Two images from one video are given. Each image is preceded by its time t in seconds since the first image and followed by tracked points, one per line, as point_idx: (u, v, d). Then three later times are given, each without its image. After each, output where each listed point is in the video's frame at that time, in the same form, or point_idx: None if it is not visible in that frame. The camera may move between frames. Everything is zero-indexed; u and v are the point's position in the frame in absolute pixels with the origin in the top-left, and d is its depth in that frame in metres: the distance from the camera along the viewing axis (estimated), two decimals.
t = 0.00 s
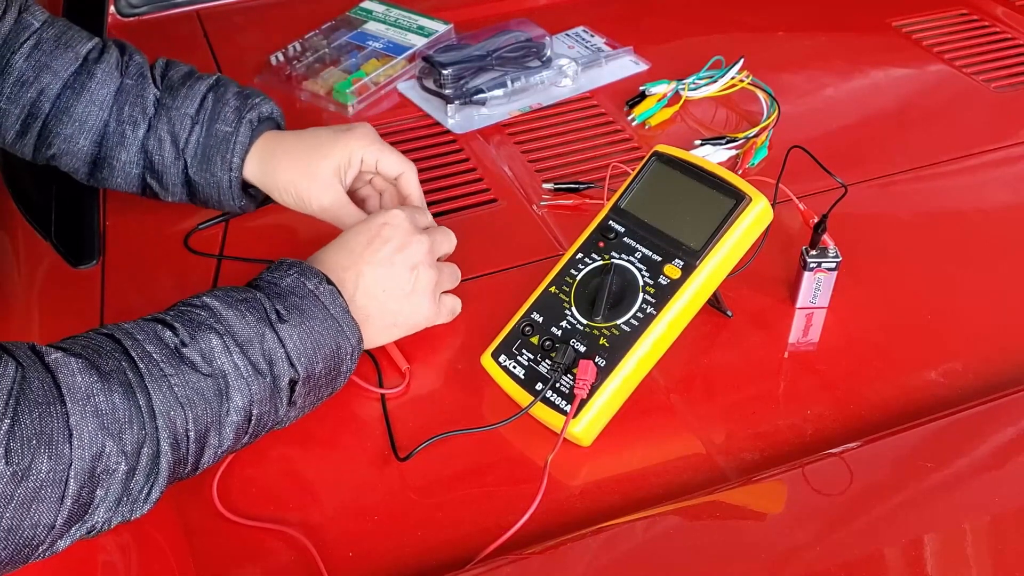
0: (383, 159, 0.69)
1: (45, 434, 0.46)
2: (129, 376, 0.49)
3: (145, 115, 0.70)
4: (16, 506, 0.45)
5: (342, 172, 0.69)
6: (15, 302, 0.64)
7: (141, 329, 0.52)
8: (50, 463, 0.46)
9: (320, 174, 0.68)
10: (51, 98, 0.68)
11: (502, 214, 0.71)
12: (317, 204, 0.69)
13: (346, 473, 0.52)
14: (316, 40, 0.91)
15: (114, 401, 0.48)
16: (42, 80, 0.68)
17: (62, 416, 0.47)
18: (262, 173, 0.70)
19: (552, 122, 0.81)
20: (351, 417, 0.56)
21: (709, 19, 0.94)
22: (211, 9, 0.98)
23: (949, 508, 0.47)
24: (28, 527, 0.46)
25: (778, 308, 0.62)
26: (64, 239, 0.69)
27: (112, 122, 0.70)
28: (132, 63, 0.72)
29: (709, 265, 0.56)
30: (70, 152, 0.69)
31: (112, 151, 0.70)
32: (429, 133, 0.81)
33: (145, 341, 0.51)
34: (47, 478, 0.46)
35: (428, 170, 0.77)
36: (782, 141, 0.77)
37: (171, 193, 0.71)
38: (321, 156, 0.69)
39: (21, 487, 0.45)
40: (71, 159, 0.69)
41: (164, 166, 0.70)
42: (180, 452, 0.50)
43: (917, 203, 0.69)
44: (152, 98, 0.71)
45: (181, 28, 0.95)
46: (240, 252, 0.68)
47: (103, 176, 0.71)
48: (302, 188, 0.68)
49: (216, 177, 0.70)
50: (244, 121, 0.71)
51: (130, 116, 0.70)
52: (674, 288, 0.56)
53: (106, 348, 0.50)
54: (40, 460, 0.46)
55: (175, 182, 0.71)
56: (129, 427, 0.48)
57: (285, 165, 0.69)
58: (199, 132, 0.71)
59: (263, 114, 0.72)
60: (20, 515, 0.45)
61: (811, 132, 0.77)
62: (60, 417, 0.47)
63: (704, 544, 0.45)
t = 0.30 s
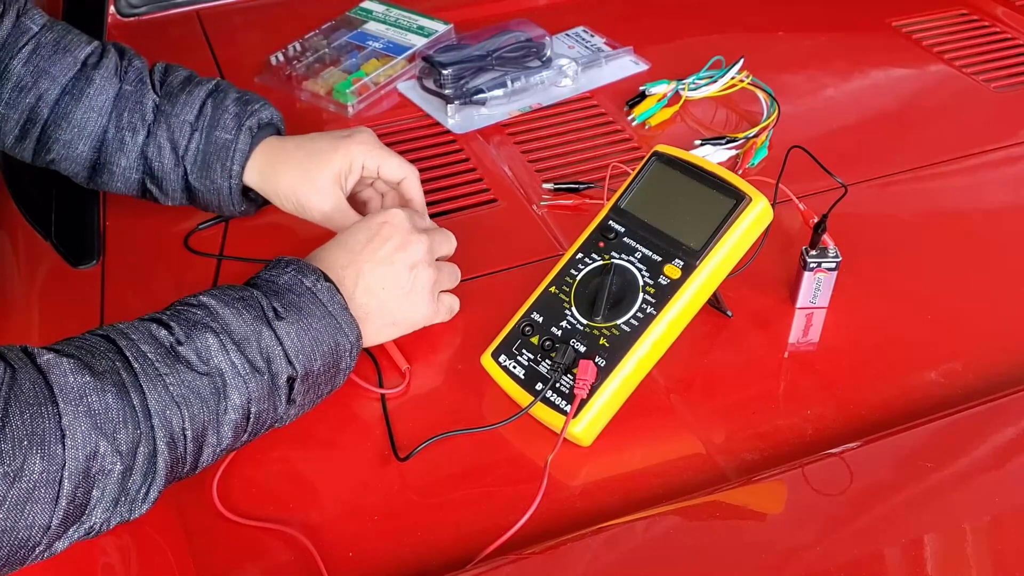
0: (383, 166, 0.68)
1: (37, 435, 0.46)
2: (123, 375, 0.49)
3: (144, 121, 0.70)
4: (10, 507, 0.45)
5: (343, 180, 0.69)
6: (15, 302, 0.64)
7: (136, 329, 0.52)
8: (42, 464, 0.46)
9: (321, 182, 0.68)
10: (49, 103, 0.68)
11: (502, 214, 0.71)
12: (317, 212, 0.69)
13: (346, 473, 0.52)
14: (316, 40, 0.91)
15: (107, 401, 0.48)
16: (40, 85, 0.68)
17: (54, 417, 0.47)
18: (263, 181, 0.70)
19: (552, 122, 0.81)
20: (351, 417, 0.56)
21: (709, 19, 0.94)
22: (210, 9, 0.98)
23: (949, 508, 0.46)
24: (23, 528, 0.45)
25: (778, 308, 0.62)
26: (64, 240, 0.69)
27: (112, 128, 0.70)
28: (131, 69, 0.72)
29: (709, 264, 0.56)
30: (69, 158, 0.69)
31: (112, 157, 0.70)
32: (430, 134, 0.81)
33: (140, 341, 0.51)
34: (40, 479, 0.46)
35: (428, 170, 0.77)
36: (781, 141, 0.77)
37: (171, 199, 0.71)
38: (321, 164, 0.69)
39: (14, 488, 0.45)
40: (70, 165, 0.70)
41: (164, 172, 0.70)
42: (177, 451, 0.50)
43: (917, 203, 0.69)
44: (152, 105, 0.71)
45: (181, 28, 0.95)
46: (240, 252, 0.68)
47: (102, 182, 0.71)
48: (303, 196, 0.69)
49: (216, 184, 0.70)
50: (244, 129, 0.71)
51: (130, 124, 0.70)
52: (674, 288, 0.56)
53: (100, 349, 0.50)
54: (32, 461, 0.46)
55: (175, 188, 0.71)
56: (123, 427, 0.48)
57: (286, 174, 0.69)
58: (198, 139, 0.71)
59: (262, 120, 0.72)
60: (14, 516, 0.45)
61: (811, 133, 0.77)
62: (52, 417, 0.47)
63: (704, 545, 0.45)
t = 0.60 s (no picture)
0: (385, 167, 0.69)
1: (32, 441, 0.46)
2: (120, 380, 0.49)
3: (144, 123, 0.70)
4: (5, 513, 0.45)
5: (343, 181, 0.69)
6: (15, 302, 0.65)
7: (135, 330, 0.52)
8: (38, 470, 0.46)
9: (322, 183, 0.68)
10: (49, 107, 0.68)
11: (502, 214, 0.71)
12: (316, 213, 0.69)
13: (346, 473, 0.52)
14: (316, 40, 0.91)
15: (103, 406, 0.48)
16: (40, 89, 0.68)
17: (50, 422, 0.47)
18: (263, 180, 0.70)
19: (552, 122, 0.81)
20: (351, 417, 0.56)
21: (709, 19, 0.94)
22: (211, 9, 0.98)
23: (949, 508, 0.47)
24: (18, 534, 0.46)
25: (778, 308, 0.62)
26: (64, 239, 0.69)
27: (112, 130, 0.70)
28: (130, 70, 0.72)
29: (709, 265, 0.56)
30: (70, 160, 0.69)
31: (112, 159, 0.70)
32: (430, 134, 0.81)
33: (139, 344, 0.51)
34: (35, 485, 0.46)
35: (429, 170, 0.77)
36: (781, 141, 0.77)
37: (172, 200, 0.71)
38: (322, 165, 0.69)
39: (8, 494, 0.45)
40: (71, 167, 0.70)
41: (164, 173, 0.70)
42: (175, 456, 0.50)
43: (917, 203, 0.69)
44: (151, 106, 0.71)
45: (181, 28, 0.95)
46: (240, 252, 0.68)
47: (103, 184, 0.71)
48: (302, 196, 0.68)
49: (216, 184, 0.70)
50: (243, 129, 0.71)
51: (130, 126, 0.70)
52: (674, 288, 0.56)
53: (98, 352, 0.50)
54: (27, 467, 0.46)
55: (176, 189, 0.71)
56: (120, 432, 0.48)
57: (287, 174, 0.69)
58: (198, 139, 0.71)
59: (262, 120, 0.72)
60: (9, 522, 0.45)
61: (811, 133, 0.77)
62: (48, 423, 0.47)
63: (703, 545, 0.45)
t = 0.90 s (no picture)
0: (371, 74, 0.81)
1: (32, 443, 0.46)
2: (117, 380, 0.49)
3: (133, 23, 0.73)
4: (7, 517, 0.45)
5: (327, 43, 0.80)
6: (15, 301, 0.65)
7: (129, 330, 0.52)
8: (38, 473, 0.46)
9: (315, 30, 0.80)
10: (40, 45, 0.71)
11: (502, 213, 0.71)
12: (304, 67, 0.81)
13: (346, 473, 0.52)
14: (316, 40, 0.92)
15: (101, 407, 0.48)
16: (26, 32, 0.70)
17: (49, 425, 0.47)
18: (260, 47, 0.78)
19: (552, 122, 0.81)
20: (351, 417, 0.56)
21: (710, 19, 0.94)
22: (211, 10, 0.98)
23: (949, 508, 0.47)
24: (20, 537, 0.45)
25: (778, 308, 0.62)
26: (64, 238, 0.69)
27: (104, 44, 0.73)
28: None
29: (709, 265, 0.56)
30: (80, 92, 0.73)
31: (117, 72, 0.74)
32: (430, 134, 0.81)
33: (134, 344, 0.51)
34: (37, 487, 0.45)
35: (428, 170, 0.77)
36: (781, 141, 0.77)
37: (188, 92, 0.78)
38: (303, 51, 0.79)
39: (10, 498, 0.45)
40: (84, 99, 0.74)
41: (170, 62, 0.76)
42: (174, 455, 0.49)
43: (917, 203, 0.69)
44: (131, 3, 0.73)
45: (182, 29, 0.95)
46: (240, 252, 0.68)
47: (117, 102, 0.75)
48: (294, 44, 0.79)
49: (220, 47, 0.76)
50: None
51: (119, 31, 0.73)
52: (674, 288, 0.56)
53: (94, 353, 0.50)
54: (28, 470, 0.45)
55: (186, 77, 0.77)
56: (118, 432, 0.48)
57: (282, 20, 0.78)
58: (186, 14, 0.74)
59: None
60: (12, 525, 0.45)
61: (811, 133, 0.77)
62: (47, 426, 0.46)
63: (703, 544, 0.46)
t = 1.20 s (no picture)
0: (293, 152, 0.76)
1: (6, 459, 0.45)
2: (97, 390, 0.48)
3: (108, 47, 0.69)
4: None
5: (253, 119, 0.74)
6: (15, 300, 0.65)
7: (115, 335, 0.51)
8: (15, 487, 0.45)
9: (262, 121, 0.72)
10: (15, 57, 0.68)
11: (502, 213, 0.71)
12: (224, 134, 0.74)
13: (345, 473, 0.52)
14: (316, 40, 0.92)
15: (79, 419, 0.47)
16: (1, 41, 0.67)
17: (24, 439, 0.46)
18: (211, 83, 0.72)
19: (552, 122, 0.81)
20: (351, 416, 0.56)
21: (710, 19, 0.94)
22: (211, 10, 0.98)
23: (949, 508, 0.47)
24: None
25: (778, 308, 0.62)
26: (63, 238, 0.69)
27: (79, 63, 0.69)
28: None
29: (709, 265, 0.56)
30: (51, 107, 0.70)
31: (90, 91, 0.71)
32: (430, 134, 0.81)
33: (119, 350, 0.50)
34: (13, 501, 0.45)
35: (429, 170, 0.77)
36: (781, 141, 0.77)
37: (155, 116, 0.74)
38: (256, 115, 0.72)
39: None
40: (56, 114, 0.71)
41: (141, 90, 0.72)
42: (158, 464, 0.49)
43: (917, 203, 0.69)
44: (108, 27, 0.69)
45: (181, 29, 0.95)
46: (240, 252, 0.68)
47: (90, 118, 0.72)
48: (237, 119, 0.72)
49: (187, 91, 0.72)
50: (204, 33, 0.70)
51: (94, 53, 0.69)
52: (674, 288, 0.56)
53: (77, 361, 0.49)
54: (4, 485, 0.45)
55: (155, 104, 0.73)
56: (96, 445, 0.47)
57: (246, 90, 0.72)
58: (162, 49, 0.70)
59: (220, 23, 0.71)
60: None
61: (811, 133, 0.77)
62: (22, 440, 0.46)
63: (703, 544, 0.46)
